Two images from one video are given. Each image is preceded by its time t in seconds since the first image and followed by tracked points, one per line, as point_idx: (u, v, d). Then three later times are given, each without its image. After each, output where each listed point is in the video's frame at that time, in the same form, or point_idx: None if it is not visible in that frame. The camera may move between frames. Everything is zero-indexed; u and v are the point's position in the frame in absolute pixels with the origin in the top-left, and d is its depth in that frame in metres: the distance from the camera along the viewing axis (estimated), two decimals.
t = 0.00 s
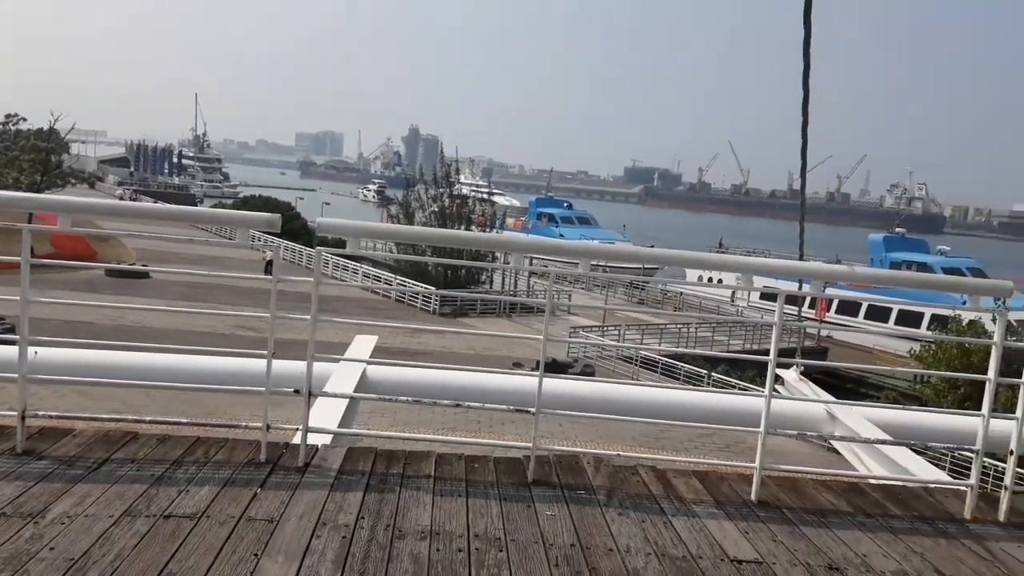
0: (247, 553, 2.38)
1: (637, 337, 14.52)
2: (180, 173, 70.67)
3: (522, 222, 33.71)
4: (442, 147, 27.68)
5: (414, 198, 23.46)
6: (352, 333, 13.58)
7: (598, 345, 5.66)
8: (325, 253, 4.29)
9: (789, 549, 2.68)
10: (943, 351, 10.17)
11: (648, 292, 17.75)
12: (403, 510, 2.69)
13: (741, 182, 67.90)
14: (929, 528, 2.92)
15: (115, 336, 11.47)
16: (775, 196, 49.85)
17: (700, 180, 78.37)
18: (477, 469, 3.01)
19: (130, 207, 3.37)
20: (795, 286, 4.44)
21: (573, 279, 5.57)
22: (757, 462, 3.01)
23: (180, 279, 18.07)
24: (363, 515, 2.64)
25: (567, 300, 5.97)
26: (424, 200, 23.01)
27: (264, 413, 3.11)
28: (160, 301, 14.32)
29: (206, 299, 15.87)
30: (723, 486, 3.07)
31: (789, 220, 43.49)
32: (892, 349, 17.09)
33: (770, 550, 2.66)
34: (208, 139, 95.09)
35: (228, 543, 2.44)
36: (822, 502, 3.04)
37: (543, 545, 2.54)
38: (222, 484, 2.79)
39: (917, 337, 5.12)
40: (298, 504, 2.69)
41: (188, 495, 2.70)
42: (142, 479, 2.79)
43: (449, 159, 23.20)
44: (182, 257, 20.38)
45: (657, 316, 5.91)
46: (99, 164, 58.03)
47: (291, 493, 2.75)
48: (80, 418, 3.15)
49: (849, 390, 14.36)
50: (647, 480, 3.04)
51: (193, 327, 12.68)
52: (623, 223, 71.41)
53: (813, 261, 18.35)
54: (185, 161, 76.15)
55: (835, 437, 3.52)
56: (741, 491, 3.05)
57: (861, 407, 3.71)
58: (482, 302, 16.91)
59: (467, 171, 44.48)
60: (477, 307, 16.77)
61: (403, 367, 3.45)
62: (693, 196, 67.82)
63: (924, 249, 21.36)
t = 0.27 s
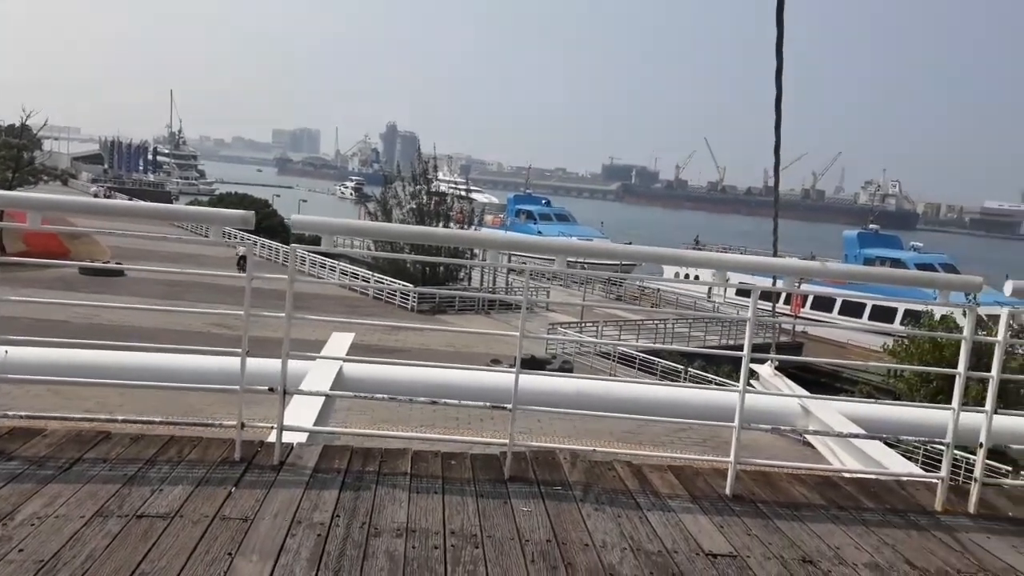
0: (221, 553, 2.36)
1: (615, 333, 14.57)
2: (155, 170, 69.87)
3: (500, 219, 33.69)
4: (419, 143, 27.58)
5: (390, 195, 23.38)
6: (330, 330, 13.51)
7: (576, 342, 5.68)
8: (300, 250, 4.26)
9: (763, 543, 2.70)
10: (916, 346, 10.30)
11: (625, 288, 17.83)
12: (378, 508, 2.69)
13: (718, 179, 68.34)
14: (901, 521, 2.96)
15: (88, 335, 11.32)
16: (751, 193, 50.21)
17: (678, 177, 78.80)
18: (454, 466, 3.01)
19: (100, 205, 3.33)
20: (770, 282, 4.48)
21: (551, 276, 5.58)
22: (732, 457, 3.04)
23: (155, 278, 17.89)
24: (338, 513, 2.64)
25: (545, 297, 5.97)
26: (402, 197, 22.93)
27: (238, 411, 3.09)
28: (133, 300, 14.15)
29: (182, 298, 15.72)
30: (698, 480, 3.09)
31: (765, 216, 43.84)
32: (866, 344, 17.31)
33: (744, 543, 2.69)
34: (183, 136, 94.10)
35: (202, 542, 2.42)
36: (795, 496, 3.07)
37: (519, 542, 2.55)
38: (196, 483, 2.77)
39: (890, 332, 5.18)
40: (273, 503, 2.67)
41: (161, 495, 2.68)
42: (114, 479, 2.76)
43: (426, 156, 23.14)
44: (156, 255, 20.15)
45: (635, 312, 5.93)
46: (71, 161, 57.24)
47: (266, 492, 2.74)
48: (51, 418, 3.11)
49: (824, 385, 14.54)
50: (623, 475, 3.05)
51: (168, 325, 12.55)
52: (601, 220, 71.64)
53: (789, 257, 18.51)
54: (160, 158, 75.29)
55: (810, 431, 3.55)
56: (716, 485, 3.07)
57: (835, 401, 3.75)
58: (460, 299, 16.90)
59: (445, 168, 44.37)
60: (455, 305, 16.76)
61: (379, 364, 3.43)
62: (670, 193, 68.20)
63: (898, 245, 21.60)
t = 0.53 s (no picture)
0: (194, 554, 2.34)
1: (593, 330, 14.60)
2: (128, 168, 69.01)
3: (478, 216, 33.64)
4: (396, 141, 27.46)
5: (367, 193, 23.27)
6: (308, 329, 13.43)
7: (556, 339, 5.65)
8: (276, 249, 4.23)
9: (737, 538, 2.72)
10: (888, 341, 10.43)
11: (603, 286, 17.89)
12: (353, 507, 2.68)
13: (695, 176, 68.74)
14: (872, 514, 3.00)
15: (59, 336, 11.16)
16: (727, 190, 50.54)
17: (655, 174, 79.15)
18: (429, 465, 3.00)
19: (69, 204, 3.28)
20: (745, 278, 4.51)
21: (530, 274, 5.58)
22: (706, 452, 3.06)
23: (129, 277, 17.66)
24: (313, 513, 2.62)
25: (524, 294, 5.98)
26: (378, 195, 22.83)
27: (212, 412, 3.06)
28: (106, 301, 13.96)
29: (156, 297, 15.53)
30: (672, 476, 3.11)
31: (740, 214, 44.16)
32: (840, 340, 17.51)
33: (719, 539, 2.71)
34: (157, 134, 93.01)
35: (174, 544, 2.40)
36: (769, 491, 3.10)
37: (494, 540, 2.55)
38: (169, 484, 2.74)
39: (863, 328, 5.24)
40: (246, 504, 2.65)
41: (133, 497, 2.65)
42: (85, 481, 2.73)
43: (403, 153, 23.05)
44: (129, 254, 19.89)
45: (613, 310, 5.95)
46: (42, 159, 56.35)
47: (240, 492, 2.72)
48: (20, 420, 3.07)
49: (799, 380, 14.69)
50: (599, 472, 3.06)
51: (142, 326, 12.40)
52: (579, 218, 71.79)
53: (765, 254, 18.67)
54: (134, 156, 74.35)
55: (784, 427, 3.58)
56: (691, 480, 3.10)
57: (809, 397, 3.79)
58: (437, 298, 16.88)
59: (421, 165, 44.23)
60: (433, 303, 16.73)
61: (354, 362, 3.41)
62: (648, 190, 68.50)
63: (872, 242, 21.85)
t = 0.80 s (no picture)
0: (159, 558, 2.31)
1: (568, 328, 14.63)
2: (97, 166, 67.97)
3: (452, 215, 33.57)
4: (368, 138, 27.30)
5: (340, 191, 23.13)
6: (281, 328, 13.32)
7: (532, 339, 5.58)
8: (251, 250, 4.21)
9: (707, 534, 2.74)
10: (858, 338, 10.56)
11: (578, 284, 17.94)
12: (322, 508, 2.65)
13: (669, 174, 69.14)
14: (841, 509, 3.03)
15: (25, 337, 10.95)
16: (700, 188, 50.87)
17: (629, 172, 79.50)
18: (400, 465, 2.99)
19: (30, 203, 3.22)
20: (715, 277, 4.54)
21: (504, 273, 5.57)
22: (677, 449, 3.07)
23: (97, 277, 17.39)
24: (281, 514, 2.60)
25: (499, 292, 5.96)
26: (351, 193, 22.71)
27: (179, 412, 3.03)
28: (73, 301, 13.72)
29: (125, 297, 15.30)
30: (644, 473, 3.12)
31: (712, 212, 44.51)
32: (812, 336, 17.72)
33: (689, 535, 2.72)
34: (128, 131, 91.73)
35: (140, 547, 2.36)
36: (739, 487, 3.12)
37: (465, 539, 2.54)
38: (134, 487, 2.70)
39: (834, 325, 5.29)
40: (213, 506, 2.62)
41: (97, 500, 2.61)
42: (48, 485, 2.68)
43: (376, 151, 22.95)
44: (97, 253, 19.57)
45: (587, 308, 5.95)
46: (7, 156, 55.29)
47: (207, 494, 2.69)
48: None
49: (771, 377, 14.84)
50: (570, 470, 3.06)
51: (111, 326, 12.21)
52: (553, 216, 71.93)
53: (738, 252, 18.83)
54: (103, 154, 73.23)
55: (755, 423, 3.60)
56: (662, 477, 3.11)
57: (779, 394, 3.82)
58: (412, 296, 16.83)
59: (395, 164, 44.02)
60: (407, 302, 16.68)
61: (323, 362, 3.38)
62: (622, 188, 68.77)
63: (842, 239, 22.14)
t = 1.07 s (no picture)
0: (122, 560, 2.28)
1: (543, 324, 14.65)
2: (65, 162, 66.86)
3: (426, 211, 33.48)
4: (341, 134, 27.12)
5: (313, 188, 22.97)
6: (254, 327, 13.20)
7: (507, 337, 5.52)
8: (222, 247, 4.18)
9: (677, 529, 2.75)
10: (829, 332, 10.68)
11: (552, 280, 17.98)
12: (291, 508, 2.63)
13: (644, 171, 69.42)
14: (809, 503, 3.06)
15: None
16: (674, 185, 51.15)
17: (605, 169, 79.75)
18: (370, 464, 2.97)
19: None
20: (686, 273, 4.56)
21: (478, 270, 5.54)
22: (647, 444, 3.08)
23: (65, 276, 17.12)
24: (249, 515, 2.57)
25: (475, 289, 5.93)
26: (324, 189, 22.56)
27: (145, 411, 2.99)
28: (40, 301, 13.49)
29: (94, 296, 15.08)
30: (615, 469, 3.13)
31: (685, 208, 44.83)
32: (784, 331, 17.91)
33: (659, 531, 2.73)
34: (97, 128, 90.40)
35: (103, 550, 2.32)
36: (709, 482, 3.14)
37: (434, 538, 2.54)
38: (99, 489, 2.66)
39: (806, 321, 5.34)
40: (179, 507, 2.59)
41: (59, 503, 2.56)
42: (10, 487, 2.63)
43: (349, 147, 22.81)
44: (64, 252, 19.26)
45: (562, 305, 5.94)
46: None
47: (173, 495, 2.66)
48: None
49: (744, 372, 14.99)
50: (541, 466, 3.07)
51: (79, 326, 12.03)
52: (529, 213, 71.98)
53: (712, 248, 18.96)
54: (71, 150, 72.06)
55: (726, 418, 3.63)
56: (632, 473, 3.12)
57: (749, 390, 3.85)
58: (386, 294, 16.77)
59: (368, 159, 43.74)
60: (381, 299, 16.62)
61: (292, 361, 3.36)
62: (597, 185, 68.98)
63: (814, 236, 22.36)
